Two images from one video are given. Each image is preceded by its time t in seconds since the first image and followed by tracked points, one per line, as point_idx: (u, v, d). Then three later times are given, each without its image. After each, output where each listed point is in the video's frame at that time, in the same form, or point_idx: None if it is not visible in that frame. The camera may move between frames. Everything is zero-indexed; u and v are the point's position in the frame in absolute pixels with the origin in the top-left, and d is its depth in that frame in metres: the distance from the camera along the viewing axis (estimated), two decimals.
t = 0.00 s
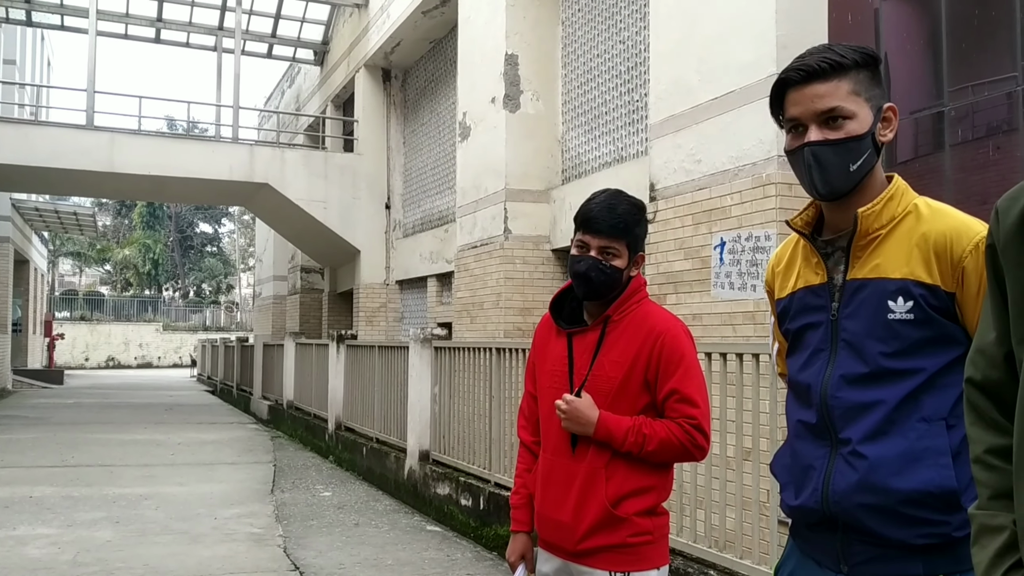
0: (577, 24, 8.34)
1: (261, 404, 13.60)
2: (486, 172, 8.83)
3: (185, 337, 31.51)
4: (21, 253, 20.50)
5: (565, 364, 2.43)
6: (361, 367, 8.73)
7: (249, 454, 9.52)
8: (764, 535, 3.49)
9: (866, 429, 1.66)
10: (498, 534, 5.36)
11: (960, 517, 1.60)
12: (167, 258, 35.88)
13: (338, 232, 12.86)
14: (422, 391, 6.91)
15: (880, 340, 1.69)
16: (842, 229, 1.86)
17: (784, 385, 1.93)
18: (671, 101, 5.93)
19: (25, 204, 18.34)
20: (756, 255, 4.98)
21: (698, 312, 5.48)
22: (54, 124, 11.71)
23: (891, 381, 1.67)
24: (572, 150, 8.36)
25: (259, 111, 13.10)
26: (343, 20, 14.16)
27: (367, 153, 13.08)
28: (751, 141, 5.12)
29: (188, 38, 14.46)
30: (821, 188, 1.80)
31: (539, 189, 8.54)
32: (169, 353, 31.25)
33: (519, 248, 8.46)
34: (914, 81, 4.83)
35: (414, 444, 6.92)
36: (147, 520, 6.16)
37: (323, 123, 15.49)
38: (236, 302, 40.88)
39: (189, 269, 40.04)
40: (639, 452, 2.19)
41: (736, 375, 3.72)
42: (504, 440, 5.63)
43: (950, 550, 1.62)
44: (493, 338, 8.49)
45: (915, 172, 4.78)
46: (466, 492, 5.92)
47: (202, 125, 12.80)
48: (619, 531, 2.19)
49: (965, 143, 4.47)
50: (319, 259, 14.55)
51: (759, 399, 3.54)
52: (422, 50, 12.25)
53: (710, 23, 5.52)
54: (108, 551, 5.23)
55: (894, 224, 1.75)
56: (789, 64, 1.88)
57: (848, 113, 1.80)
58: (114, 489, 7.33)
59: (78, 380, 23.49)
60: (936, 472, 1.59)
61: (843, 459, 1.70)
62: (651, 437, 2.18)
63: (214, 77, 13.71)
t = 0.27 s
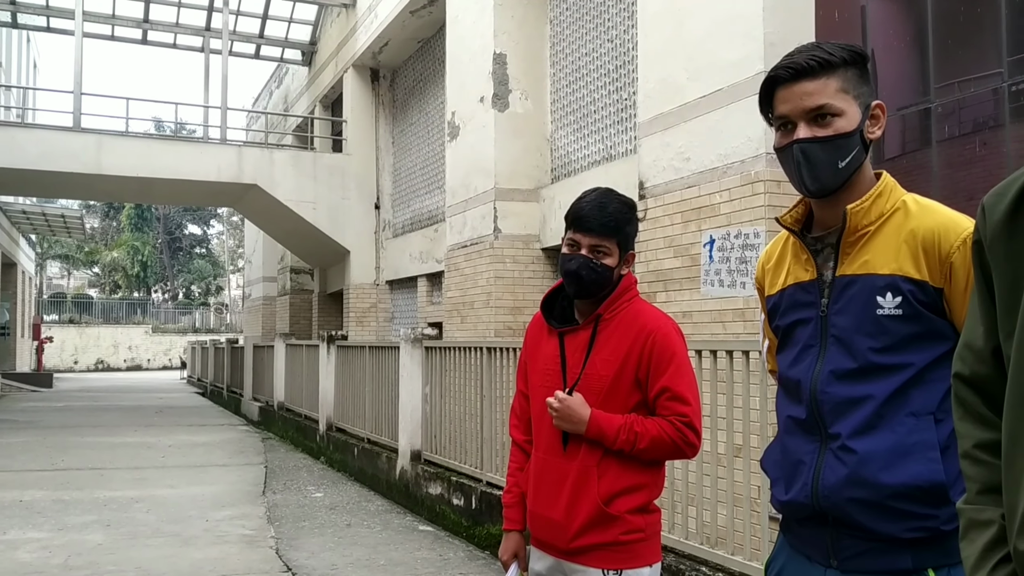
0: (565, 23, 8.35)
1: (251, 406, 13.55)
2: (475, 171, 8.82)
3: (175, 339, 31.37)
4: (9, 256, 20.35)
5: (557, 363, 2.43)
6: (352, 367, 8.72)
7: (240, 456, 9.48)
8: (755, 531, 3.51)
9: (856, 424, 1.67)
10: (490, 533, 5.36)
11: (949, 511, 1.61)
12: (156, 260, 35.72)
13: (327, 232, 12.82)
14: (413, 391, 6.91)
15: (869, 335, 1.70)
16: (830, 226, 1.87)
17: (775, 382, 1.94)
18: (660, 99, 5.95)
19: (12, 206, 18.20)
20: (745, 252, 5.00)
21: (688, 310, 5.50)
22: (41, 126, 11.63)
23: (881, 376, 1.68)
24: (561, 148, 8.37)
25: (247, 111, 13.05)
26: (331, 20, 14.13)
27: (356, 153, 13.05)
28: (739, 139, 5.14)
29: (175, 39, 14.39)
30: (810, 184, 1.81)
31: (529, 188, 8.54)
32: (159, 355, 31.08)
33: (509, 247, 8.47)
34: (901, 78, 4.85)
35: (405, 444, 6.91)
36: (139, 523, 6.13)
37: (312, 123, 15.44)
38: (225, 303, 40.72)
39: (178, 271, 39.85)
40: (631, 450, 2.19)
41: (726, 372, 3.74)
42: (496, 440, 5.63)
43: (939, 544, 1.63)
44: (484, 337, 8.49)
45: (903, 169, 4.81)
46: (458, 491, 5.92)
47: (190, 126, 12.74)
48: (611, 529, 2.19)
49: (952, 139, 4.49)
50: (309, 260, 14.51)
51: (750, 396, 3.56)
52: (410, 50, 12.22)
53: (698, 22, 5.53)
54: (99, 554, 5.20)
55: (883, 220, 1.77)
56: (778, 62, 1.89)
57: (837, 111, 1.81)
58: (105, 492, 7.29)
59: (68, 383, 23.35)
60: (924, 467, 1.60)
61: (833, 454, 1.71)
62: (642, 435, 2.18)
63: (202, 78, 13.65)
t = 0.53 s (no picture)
0: (547, 22, 8.35)
1: (234, 407, 13.45)
2: (459, 171, 8.81)
3: (157, 341, 31.13)
4: None
5: (540, 362, 2.43)
6: (335, 368, 8.68)
7: (223, 458, 9.40)
8: (739, 529, 3.53)
9: (836, 421, 1.68)
10: (475, 533, 5.35)
11: (928, 508, 1.62)
12: (137, 261, 35.40)
13: (310, 233, 12.75)
14: (397, 392, 6.88)
15: (849, 333, 1.71)
16: (811, 225, 1.88)
17: (756, 380, 1.94)
18: (642, 99, 5.96)
19: None
20: (728, 251, 5.02)
21: (671, 308, 5.51)
22: (20, 126, 11.49)
23: (860, 374, 1.69)
24: (544, 148, 8.37)
25: (229, 111, 12.95)
26: (313, 19, 14.05)
27: (338, 153, 13.00)
28: (721, 138, 5.16)
29: (156, 38, 14.26)
30: (790, 182, 1.82)
31: (512, 187, 8.53)
32: (141, 357, 30.80)
33: (493, 247, 8.46)
34: (882, 77, 4.89)
35: (389, 445, 6.88)
36: (121, 526, 6.06)
37: (294, 123, 15.36)
38: (208, 304, 40.41)
39: (160, 273, 39.51)
40: (614, 449, 2.19)
41: (709, 371, 3.75)
42: (480, 439, 5.63)
43: (917, 540, 1.64)
44: (468, 337, 8.47)
45: (884, 167, 4.85)
46: (443, 491, 5.90)
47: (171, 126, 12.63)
48: (595, 528, 2.19)
49: (932, 138, 4.53)
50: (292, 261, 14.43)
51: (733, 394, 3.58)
52: (392, 49, 12.18)
53: (680, 21, 5.55)
54: (81, 558, 5.14)
55: (863, 219, 1.78)
56: (759, 61, 1.89)
57: (817, 109, 1.82)
58: (86, 495, 7.21)
59: (48, 386, 23.08)
60: (902, 464, 1.62)
61: (813, 451, 1.71)
62: (625, 434, 2.18)
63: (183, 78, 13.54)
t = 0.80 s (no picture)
0: (524, 21, 8.34)
1: (210, 407, 13.33)
2: (436, 169, 8.78)
3: (131, 340, 30.78)
4: None
5: (517, 361, 2.43)
6: (312, 367, 8.62)
7: (199, 458, 9.31)
8: (716, 525, 3.55)
9: (810, 418, 1.69)
10: (452, 532, 5.34)
11: (900, 504, 1.64)
12: (111, 260, 34.95)
13: (287, 231, 12.65)
14: (374, 391, 6.85)
15: (824, 330, 1.72)
16: (787, 222, 1.89)
17: (732, 377, 1.95)
18: (619, 97, 5.98)
19: None
20: (704, 249, 5.04)
21: (648, 306, 5.54)
22: None
23: (835, 371, 1.70)
24: (521, 146, 8.36)
25: (204, 108, 12.81)
26: (289, 17, 13.94)
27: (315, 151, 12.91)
28: (697, 136, 5.19)
29: (129, 35, 14.07)
30: (767, 179, 1.83)
31: (490, 186, 8.52)
32: (115, 357, 30.41)
33: (470, 245, 8.45)
34: (857, 76, 4.94)
35: (367, 444, 6.85)
36: (95, 528, 5.98)
37: (270, 121, 15.23)
38: (182, 304, 39.98)
39: (134, 272, 39.04)
40: (591, 447, 2.19)
41: (687, 368, 3.77)
42: (458, 438, 5.61)
43: (890, 536, 1.66)
44: (445, 336, 8.45)
45: (859, 166, 4.90)
46: (421, 490, 5.88)
47: (146, 124, 12.48)
48: (572, 526, 2.19)
49: (906, 136, 4.59)
50: (268, 259, 14.31)
51: (710, 392, 3.60)
52: (369, 47, 12.10)
53: (656, 20, 5.57)
54: (54, 560, 5.06)
55: (838, 216, 1.79)
56: (737, 58, 1.90)
57: (794, 107, 1.83)
58: (60, 497, 7.11)
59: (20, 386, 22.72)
60: (876, 460, 1.63)
61: (788, 447, 1.72)
62: (602, 432, 2.18)
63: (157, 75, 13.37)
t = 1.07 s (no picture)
0: (511, 20, 8.34)
1: (195, 407, 13.24)
2: (422, 168, 8.76)
3: (115, 340, 30.56)
4: None
5: (504, 360, 2.43)
6: (299, 367, 8.58)
7: (184, 458, 9.25)
8: (702, 523, 3.57)
9: (797, 417, 1.70)
10: (439, 531, 5.33)
11: (885, 502, 1.66)
12: (95, 260, 34.67)
13: (272, 230, 12.59)
14: (360, 390, 6.83)
15: (811, 329, 1.73)
16: (775, 221, 1.91)
17: (719, 376, 1.96)
18: (606, 97, 5.99)
19: None
20: (691, 248, 5.06)
21: (635, 305, 5.55)
22: None
23: (821, 370, 1.71)
24: (508, 146, 8.36)
25: (189, 107, 12.73)
26: (275, 15, 13.88)
27: (300, 149, 12.85)
28: (684, 136, 5.20)
29: (113, 33, 13.96)
30: (756, 179, 1.84)
31: (476, 185, 8.51)
32: (99, 357, 30.15)
33: (457, 245, 8.44)
34: (842, 77, 4.97)
35: (353, 443, 6.83)
36: (79, 528, 5.93)
37: (256, 120, 15.15)
38: (167, 303, 39.71)
39: (119, 271, 38.73)
40: (578, 446, 2.19)
41: (673, 367, 3.78)
42: (445, 437, 5.61)
43: (876, 534, 1.67)
44: (432, 335, 8.44)
45: (844, 166, 4.93)
46: (407, 490, 5.88)
47: (130, 122, 12.38)
48: (560, 525, 2.20)
49: (890, 137, 4.62)
50: (253, 259, 14.24)
51: (696, 391, 3.61)
52: (355, 46, 12.06)
53: (643, 20, 5.58)
54: (38, 561, 5.02)
55: (825, 216, 1.80)
56: (727, 57, 1.91)
57: (784, 107, 1.84)
58: (44, 497, 7.04)
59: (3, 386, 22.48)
60: (862, 459, 1.64)
61: (774, 446, 1.73)
62: (590, 431, 2.19)
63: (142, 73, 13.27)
